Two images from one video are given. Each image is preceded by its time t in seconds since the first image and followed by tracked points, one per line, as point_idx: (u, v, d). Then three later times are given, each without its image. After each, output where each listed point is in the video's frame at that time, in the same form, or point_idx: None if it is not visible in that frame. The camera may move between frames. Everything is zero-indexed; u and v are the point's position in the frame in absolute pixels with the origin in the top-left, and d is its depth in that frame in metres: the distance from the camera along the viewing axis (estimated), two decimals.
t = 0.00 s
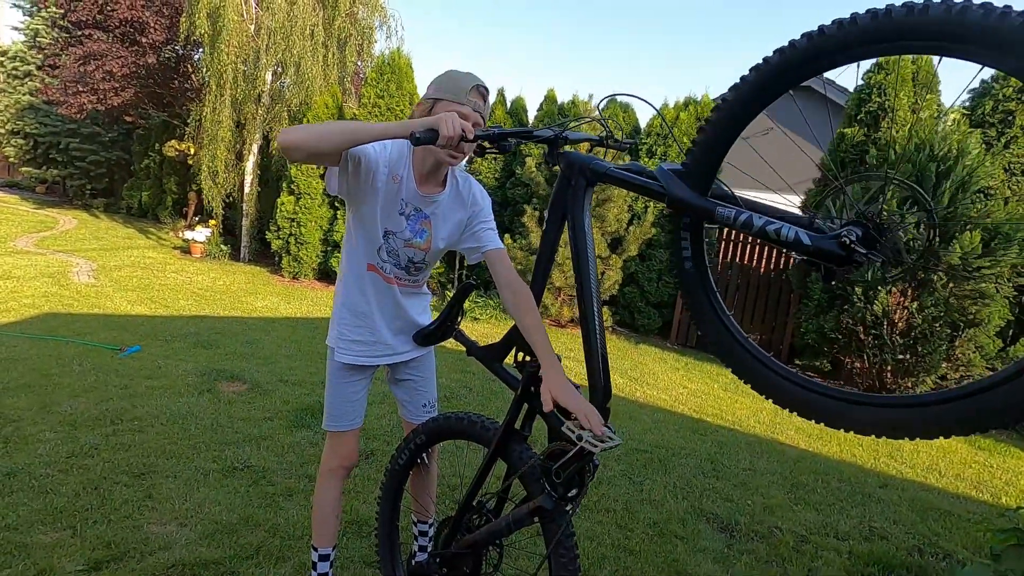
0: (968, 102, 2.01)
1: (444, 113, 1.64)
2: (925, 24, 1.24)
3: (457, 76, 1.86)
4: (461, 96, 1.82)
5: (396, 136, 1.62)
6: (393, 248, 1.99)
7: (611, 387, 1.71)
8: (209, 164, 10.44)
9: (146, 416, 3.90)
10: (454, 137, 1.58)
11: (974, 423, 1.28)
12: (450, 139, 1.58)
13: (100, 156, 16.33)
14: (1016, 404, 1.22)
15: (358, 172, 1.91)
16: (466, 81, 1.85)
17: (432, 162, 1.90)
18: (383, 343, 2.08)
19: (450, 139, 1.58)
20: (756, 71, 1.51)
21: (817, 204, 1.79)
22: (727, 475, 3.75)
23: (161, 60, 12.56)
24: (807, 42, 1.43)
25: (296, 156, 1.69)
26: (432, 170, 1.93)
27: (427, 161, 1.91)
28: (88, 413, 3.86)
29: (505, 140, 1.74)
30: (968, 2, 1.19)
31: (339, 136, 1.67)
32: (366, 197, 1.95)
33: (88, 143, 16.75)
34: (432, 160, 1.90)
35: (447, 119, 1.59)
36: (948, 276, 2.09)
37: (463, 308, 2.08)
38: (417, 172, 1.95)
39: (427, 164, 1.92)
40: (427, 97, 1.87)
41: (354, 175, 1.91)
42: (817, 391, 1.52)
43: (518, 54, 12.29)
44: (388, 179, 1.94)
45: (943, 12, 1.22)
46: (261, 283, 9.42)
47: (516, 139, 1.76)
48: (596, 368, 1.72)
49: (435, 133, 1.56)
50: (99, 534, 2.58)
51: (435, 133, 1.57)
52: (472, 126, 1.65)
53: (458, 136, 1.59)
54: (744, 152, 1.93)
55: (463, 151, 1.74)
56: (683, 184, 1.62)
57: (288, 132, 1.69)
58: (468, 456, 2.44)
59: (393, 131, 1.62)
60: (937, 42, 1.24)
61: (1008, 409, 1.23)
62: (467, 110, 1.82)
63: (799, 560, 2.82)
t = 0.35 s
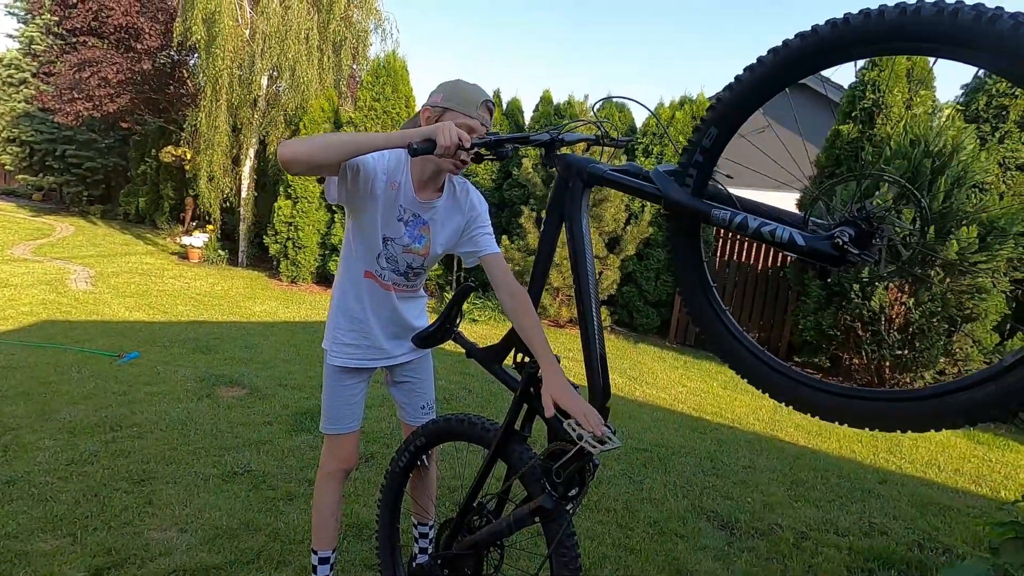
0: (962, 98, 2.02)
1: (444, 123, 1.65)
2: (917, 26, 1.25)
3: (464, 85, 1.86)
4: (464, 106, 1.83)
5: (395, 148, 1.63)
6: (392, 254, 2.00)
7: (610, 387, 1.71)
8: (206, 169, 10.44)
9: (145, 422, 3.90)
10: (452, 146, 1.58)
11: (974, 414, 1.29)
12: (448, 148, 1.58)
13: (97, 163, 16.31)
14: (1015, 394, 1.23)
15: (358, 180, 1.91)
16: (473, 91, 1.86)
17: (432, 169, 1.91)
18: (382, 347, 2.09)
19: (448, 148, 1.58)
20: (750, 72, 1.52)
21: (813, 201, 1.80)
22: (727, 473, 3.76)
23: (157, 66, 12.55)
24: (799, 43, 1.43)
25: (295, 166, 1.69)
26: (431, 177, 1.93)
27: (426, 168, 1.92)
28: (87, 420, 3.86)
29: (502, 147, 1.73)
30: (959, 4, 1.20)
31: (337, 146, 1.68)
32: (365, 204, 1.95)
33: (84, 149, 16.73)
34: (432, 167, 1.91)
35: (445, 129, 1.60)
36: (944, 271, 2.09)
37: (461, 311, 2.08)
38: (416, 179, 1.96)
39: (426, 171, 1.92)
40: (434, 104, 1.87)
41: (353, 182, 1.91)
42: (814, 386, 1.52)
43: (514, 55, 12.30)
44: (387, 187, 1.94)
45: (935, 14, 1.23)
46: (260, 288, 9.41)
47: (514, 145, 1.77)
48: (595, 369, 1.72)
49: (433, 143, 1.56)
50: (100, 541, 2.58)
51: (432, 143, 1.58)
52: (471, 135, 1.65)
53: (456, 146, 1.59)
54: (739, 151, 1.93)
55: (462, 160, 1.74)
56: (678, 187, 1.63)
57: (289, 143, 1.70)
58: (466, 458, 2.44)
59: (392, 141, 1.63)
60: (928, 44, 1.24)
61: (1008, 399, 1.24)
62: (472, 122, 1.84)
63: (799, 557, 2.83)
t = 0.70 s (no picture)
0: (962, 94, 2.02)
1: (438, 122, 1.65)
2: (908, 18, 1.25)
3: (459, 79, 1.87)
4: (460, 100, 1.84)
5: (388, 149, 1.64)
6: (392, 252, 2.00)
7: (606, 383, 1.70)
8: (205, 167, 10.43)
9: (144, 420, 3.90)
10: (445, 147, 1.59)
11: (975, 401, 1.29)
12: (441, 149, 1.59)
13: (96, 161, 16.28)
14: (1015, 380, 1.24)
15: (356, 179, 1.91)
16: (469, 85, 1.87)
17: (428, 165, 1.91)
18: (384, 345, 2.09)
19: (442, 149, 1.59)
20: (741, 65, 1.51)
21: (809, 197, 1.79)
22: (725, 470, 3.76)
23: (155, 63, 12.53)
24: (790, 37, 1.43)
25: (291, 169, 1.69)
26: (428, 173, 1.93)
27: (422, 165, 1.92)
28: (86, 418, 3.85)
29: (496, 145, 1.73)
30: None
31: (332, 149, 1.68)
32: (364, 202, 1.95)
33: (83, 147, 16.72)
34: (428, 164, 1.91)
35: (438, 130, 1.60)
36: (941, 268, 2.09)
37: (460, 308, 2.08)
38: (414, 176, 1.96)
39: (423, 167, 1.92)
40: (429, 98, 1.87)
41: (351, 181, 1.92)
42: (813, 380, 1.53)
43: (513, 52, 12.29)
44: (385, 184, 1.94)
45: (926, 5, 1.23)
46: (259, 286, 9.41)
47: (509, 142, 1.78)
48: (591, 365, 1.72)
49: (426, 145, 1.57)
50: (99, 538, 2.58)
51: (425, 144, 1.59)
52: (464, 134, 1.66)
53: (450, 146, 1.60)
54: (738, 147, 1.96)
55: (457, 159, 1.75)
56: (671, 182, 1.62)
57: (284, 146, 1.70)
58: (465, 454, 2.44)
59: (386, 141, 1.64)
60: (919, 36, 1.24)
61: (1008, 387, 1.25)
62: (467, 116, 1.85)
63: (797, 554, 2.83)
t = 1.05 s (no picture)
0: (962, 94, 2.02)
1: (436, 124, 1.65)
2: (901, 17, 1.25)
3: (454, 79, 1.87)
4: (456, 99, 1.84)
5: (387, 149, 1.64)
6: (391, 253, 2.00)
7: (606, 384, 1.70)
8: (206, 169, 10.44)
9: (145, 420, 3.90)
10: (444, 148, 1.59)
11: (977, 401, 1.28)
12: (441, 151, 1.59)
13: (97, 162, 16.31)
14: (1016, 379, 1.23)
15: (356, 181, 1.90)
16: (465, 84, 1.87)
17: (427, 166, 1.91)
18: (383, 346, 2.09)
19: (441, 150, 1.59)
20: (736, 69, 1.52)
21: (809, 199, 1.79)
22: (726, 471, 3.76)
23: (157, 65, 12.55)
24: (783, 39, 1.43)
25: (290, 173, 1.68)
26: (427, 175, 1.93)
27: (422, 165, 1.92)
28: (88, 419, 3.85)
29: (496, 146, 1.74)
30: None
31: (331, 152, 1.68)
32: (363, 204, 1.95)
33: (84, 149, 16.74)
34: (427, 165, 1.91)
35: (437, 131, 1.60)
36: (943, 268, 2.09)
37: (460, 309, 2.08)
38: (413, 177, 1.96)
39: (423, 168, 1.92)
40: (425, 99, 1.87)
41: (351, 183, 1.91)
42: (816, 381, 1.52)
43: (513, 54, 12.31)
44: (384, 185, 1.94)
45: (917, 6, 1.23)
46: (260, 287, 9.42)
47: (507, 144, 1.78)
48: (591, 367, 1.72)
49: (426, 147, 1.57)
50: (100, 539, 2.58)
51: (425, 145, 1.59)
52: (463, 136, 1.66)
53: (449, 148, 1.60)
54: (737, 146, 1.96)
55: (457, 160, 1.75)
56: (671, 182, 1.62)
57: (282, 151, 1.70)
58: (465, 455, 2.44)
59: (384, 143, 1.64)
60: (912, 36, 1.25)
61: (1010, 387, 1.24)
62: (464, 116, 1.85)
63: (798, 555, 2.83)
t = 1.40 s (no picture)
0: (966, 96, 2.01)
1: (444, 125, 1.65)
2: (905, 22, 1.25)
3: (455, 74, 1.87)
4: (457, 96, 1.84)
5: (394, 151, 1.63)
6: (402, 253, 2.00)
7: (612, 388, 1.69)
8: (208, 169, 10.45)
9: (147, 421, 3.91)
10: (453, 149, 1.59)
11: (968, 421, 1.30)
12: (450, 151, 1.59)
13: (99, 162, 16.34)
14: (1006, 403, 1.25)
15: (362, 182, 1.89)
16: (464, 79, 1.87)
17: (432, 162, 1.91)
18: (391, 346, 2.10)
19: (449, 150, 1.59)
20: (739, 83, 1.51)
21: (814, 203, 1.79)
22: (728, 472, 3.75)
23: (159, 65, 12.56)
24: (785, 51, 1.42)
25: (300, 184, 1.68)
26: (430, 171, 1.94)
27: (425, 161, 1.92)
28: (89, 419, 3.86)
29: (503, 146, 1.75)
30: None
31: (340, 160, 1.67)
32: (369, 204, 1.94)
33: (86, 149, 16.77)
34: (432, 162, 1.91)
35: (443, 131, 1.60)
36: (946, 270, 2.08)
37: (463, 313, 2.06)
38: (417, 174, 1.96)
39: (426, 164, 1.93)
40: (426, 96, 1.88)
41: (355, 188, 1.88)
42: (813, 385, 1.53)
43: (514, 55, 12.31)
44: (389, 185, 1.93)
45: (921, 11, 1.23)
46: (261, 287, 9.42)
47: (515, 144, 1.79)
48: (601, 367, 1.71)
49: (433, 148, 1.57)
50: (101, 540, 2.58)
51: (432, 146, 1.59)
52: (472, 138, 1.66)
53: (458, 148, 1.59)
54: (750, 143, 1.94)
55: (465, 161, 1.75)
56: (683, 188, 1.61)
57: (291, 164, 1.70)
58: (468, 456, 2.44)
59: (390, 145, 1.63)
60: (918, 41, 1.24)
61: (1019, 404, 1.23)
62: (466, 112, 1.85)
63: (800, 557, 2.82)
